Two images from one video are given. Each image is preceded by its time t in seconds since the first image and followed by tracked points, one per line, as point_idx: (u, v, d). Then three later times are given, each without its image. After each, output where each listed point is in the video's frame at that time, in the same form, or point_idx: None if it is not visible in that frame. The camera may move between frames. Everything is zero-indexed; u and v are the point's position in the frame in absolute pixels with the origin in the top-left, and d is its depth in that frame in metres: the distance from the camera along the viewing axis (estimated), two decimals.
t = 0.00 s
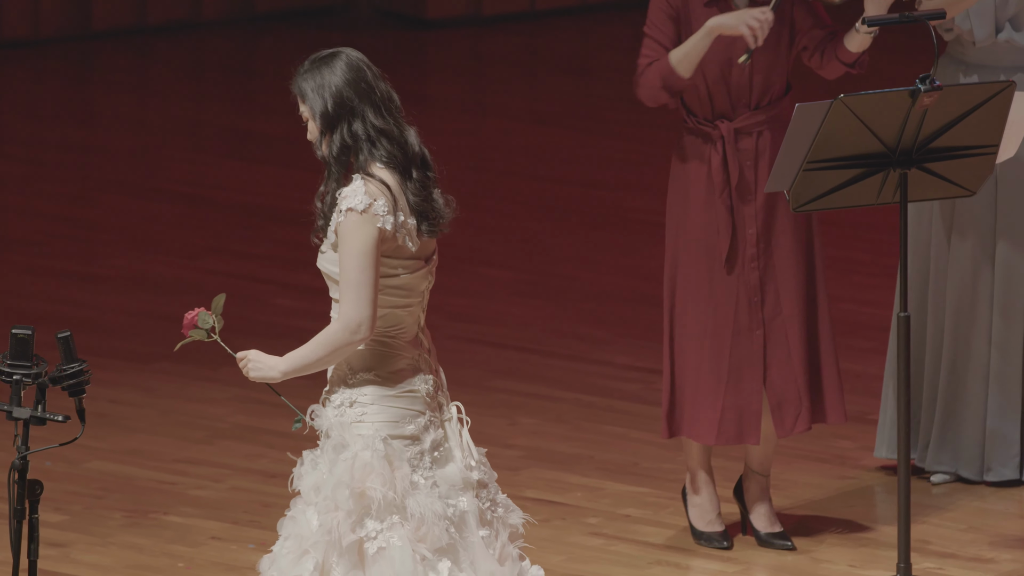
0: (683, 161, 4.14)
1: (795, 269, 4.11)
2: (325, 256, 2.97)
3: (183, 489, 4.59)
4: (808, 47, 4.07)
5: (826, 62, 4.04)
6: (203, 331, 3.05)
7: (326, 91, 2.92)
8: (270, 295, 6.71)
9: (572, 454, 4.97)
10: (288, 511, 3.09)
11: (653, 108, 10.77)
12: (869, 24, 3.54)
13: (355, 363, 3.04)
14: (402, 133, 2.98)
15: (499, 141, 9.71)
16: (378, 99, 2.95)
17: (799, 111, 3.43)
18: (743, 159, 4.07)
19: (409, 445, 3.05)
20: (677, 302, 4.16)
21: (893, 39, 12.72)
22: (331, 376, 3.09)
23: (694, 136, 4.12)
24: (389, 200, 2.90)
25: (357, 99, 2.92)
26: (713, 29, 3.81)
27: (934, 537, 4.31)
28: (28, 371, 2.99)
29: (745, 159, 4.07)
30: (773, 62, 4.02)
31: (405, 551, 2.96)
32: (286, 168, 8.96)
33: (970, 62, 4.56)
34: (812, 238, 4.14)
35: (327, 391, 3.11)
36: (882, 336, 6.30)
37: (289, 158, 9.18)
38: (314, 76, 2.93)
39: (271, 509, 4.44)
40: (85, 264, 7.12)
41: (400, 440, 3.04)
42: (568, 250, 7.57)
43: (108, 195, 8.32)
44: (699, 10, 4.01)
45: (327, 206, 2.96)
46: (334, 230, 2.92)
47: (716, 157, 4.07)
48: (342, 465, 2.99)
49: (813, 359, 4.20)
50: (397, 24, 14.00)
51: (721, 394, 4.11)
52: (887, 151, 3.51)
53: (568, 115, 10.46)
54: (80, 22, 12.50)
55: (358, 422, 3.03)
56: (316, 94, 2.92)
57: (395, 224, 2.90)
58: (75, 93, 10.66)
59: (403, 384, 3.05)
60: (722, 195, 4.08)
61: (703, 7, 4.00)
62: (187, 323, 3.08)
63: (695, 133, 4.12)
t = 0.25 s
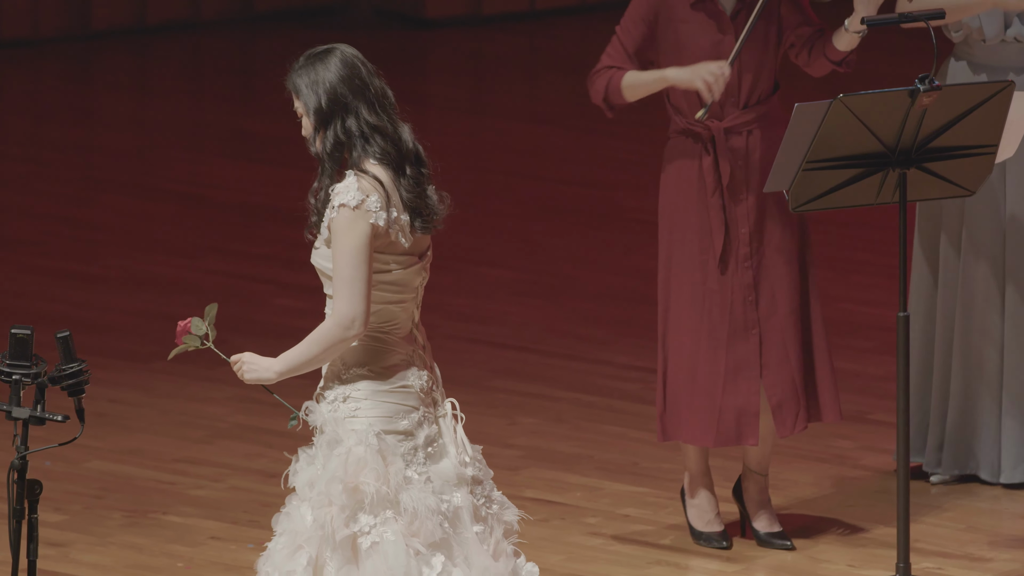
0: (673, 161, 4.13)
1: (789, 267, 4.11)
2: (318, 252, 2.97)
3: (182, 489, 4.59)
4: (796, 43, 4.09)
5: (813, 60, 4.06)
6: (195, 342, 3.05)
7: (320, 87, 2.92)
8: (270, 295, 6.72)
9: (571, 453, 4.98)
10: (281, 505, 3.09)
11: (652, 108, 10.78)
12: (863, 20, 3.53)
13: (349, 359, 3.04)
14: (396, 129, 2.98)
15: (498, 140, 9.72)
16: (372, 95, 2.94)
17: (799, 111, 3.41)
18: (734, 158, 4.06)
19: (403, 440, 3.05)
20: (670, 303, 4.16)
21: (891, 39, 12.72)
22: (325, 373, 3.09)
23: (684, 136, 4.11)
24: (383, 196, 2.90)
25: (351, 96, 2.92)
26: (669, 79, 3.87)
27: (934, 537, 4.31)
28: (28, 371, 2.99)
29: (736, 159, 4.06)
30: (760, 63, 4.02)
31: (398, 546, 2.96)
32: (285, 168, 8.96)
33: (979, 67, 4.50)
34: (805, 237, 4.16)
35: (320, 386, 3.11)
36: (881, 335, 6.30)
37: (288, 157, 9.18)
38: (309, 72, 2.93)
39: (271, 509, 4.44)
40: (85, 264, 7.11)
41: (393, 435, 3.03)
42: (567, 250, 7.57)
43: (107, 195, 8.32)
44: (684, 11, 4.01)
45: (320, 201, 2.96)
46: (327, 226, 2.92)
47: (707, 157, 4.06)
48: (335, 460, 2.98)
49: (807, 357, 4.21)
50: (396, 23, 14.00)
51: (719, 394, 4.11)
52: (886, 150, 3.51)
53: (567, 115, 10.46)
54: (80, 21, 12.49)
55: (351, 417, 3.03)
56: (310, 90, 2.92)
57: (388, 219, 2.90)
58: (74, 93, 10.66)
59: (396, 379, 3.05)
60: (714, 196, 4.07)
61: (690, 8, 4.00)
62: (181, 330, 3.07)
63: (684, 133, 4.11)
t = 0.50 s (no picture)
0: (663, 163, 4.13)
1: (778, 269, 4.11)
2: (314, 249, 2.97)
3: (182, 489, 4.59)
4: (783, 50, 4.08)
5: (800, 69, 4.05)
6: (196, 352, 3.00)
7: (318, 84, 2.91)
8: (269, 295, 6.72)
9: (571, 454, 4.98)
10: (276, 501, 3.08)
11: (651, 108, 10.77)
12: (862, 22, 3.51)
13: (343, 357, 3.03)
14: (393, 128, 2.97)
15: (498, 141, 9.72)
16: (370, 93, 2.94)
17: (800, 111, 3.41)
18: (724, 159, 4.06)
19: (397, 437, 3.04)
20: (660, 306, 4.17)
21: (891, 40, 12.73)
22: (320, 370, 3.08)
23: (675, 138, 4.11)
24: (378, 194, 2.90)
25: (348, 93, 2.91)
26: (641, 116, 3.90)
27: (933, 537, 4.31)
28: (27, 371, 2.99)
29: (726, 160, 4.06)
30: (751, 66, 4.03)
31: (391, 542, 2.96)
32: (284, 168, 8.96)
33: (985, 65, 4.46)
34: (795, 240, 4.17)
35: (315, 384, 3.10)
36: (880, 335, 6.30)
37: (288, 157, 9.18)
38: (308, 69, 2.93)
39: (271, 509, 4.44)
40: (85, 264, 7.11)
41: (388, 432, 3.03)
42: (567, 250, 7.57)
43: (107, 195, 8.31)
44: (677, 14, 4.01)
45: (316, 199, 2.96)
46: (322, 223, 2.92)
47: (697, 159, 4.06)
48: (329, 457, 2.98)
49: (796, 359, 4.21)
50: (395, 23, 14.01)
51: (708, 395, 4.10)
52: (886, 150, 3.51)
53: (567, 115, 10.46)
54: (80, 21, 12.49)
55: (346, 414, 3.02)
56: (307, 87, 2.92)
57: (383, 217, 2.89)
58: (74, 93, 10.66)
59: (390, 376, 3.04)
60: (704, 197, 4.07)
61: (681, 10, 4.01)
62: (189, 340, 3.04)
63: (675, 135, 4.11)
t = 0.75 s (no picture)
0: (658, 165, 4.13)
1: (772, 269, 4.11)
2: (308, 247, 2.98)
3: (181, 489, 4.59)
4: (775, 55, 4.07)
5: (792, 74, 4.05)
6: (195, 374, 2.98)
7: (315, 81, 2.92)
8: (269, 295, 6.72)
9: (571, 454, 4.98)
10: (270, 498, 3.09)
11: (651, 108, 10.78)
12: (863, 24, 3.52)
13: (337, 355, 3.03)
14: (389, 126, 2.97)
15: (498, 141, 9.72)
16: (367, 92, 2.94)
17: (800, 111, 3.41)
18: (720, 161, 4.06)
19: (390, 434, 3.04)
20: (653, 305, 4.15)
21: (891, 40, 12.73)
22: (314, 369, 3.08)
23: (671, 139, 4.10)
24: (371, 191, 2.90)
25: (345, 91, 2.92)
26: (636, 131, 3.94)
27: (933, 537, 4.31)
28: (27, 371, 2.99)
29: (722, 161, 4.06)
30: (747, 69, 4.03)
31: (381, 539, 2.96)
32: (284, 168, 8.96)
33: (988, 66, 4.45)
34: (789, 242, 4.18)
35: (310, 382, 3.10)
36: (880, 335, 6.30)
37: (288, 157, 9.18)
38: (306, 66, 2.93)
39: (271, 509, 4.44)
40: (85, 264, 7.11)
41: (381, 429, 3.03)
42: (567, 250, 7.57)
43: (107, 195, 8.31)
44: (674, 14, 4.01)
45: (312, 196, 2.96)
46: (315, 220, 2.93)
47: (694, 160, 4.06)
48: (321, 453, 2.99)
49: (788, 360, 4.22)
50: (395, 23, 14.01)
51: (699, 394, 4.10)
52: (886, 150, 3.51)
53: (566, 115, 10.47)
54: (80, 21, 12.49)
55: (338, 411, 3.02)
56: (305, 84, 2.93)
57: (376, 215, 2.90)
58: (74, 93, 10.66)
59: (384, 374, 3.04)
60: (700, 198, 4.07)
61: (679, 11, 4.01)
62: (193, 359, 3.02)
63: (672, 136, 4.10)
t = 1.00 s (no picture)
0: (658, 164, 4.12)
1: (772, 269, 4.11)
2: (304, 244, 2.98)
3: (181, 489, 4.59)
4: (779, 50, 4.08)
5: (796, 66, 4.07)
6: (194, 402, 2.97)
7: (316, 78, 2.92)
8: (269, 295, 6.72)
9: (570, 454, 4.98)
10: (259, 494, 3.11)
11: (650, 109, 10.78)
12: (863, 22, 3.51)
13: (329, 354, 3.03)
14: (388, 125, 2.97)
15: (497, 141, 9.72)
16: (366, 91, 2.94)
17: (798, 110, 3.41)
18: (720, 161, 4.07)
19: (379, 434, 3.04)
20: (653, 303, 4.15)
21: (889, 41, 12.74)
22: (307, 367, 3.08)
23: (671, 138, 4.10)
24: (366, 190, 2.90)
25: (346, 89, 2.92)
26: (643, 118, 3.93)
27: (932, 538, 4.31)
28: (27, 371, 2.99)
29: (722, 161, 4.06)
30: (746, 68, 4.03)
31: (365, 539, 2.96)
32: (284, 168, 8.96)
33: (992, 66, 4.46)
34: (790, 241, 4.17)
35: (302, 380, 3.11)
36: (879, 336, 6.30)
37: (288, 158, 9.18)
38: (309, 62, 2.93)
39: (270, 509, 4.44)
40: (84, 264, 7.11)
41: (370, 429, 3.03)
42: (566, 251, 7.57)
43: (106, 196, 8.31)
44: (672, 14, 4.01)
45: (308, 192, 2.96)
46: (311, 217, 2.92)
47: (693, 160, 4.06)
48: (308, 452, 2.99)
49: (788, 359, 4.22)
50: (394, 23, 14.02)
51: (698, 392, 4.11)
52: (885, 150, 3.51)
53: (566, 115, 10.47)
54: (79, 21, 12.50)
55: (327, 410, 3.02)
56: (306, 81, 2.93)
57: (370, 213, 2.89)
58: (73, 93, 10.66)
59: (374, 374, 3.03)
60: (699, 199, 4.07)
61: (678, 10, 4.00)
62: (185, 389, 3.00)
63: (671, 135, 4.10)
